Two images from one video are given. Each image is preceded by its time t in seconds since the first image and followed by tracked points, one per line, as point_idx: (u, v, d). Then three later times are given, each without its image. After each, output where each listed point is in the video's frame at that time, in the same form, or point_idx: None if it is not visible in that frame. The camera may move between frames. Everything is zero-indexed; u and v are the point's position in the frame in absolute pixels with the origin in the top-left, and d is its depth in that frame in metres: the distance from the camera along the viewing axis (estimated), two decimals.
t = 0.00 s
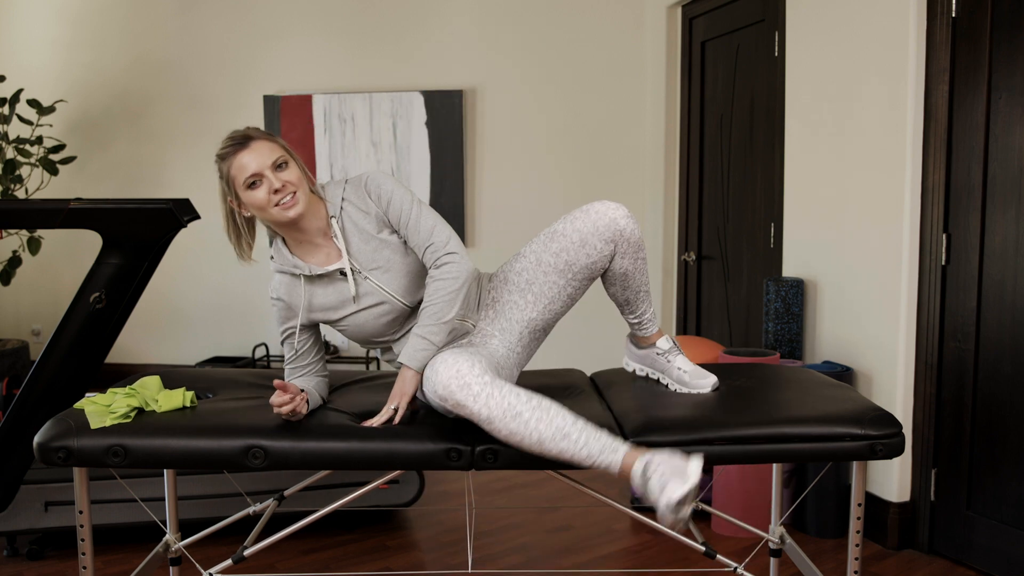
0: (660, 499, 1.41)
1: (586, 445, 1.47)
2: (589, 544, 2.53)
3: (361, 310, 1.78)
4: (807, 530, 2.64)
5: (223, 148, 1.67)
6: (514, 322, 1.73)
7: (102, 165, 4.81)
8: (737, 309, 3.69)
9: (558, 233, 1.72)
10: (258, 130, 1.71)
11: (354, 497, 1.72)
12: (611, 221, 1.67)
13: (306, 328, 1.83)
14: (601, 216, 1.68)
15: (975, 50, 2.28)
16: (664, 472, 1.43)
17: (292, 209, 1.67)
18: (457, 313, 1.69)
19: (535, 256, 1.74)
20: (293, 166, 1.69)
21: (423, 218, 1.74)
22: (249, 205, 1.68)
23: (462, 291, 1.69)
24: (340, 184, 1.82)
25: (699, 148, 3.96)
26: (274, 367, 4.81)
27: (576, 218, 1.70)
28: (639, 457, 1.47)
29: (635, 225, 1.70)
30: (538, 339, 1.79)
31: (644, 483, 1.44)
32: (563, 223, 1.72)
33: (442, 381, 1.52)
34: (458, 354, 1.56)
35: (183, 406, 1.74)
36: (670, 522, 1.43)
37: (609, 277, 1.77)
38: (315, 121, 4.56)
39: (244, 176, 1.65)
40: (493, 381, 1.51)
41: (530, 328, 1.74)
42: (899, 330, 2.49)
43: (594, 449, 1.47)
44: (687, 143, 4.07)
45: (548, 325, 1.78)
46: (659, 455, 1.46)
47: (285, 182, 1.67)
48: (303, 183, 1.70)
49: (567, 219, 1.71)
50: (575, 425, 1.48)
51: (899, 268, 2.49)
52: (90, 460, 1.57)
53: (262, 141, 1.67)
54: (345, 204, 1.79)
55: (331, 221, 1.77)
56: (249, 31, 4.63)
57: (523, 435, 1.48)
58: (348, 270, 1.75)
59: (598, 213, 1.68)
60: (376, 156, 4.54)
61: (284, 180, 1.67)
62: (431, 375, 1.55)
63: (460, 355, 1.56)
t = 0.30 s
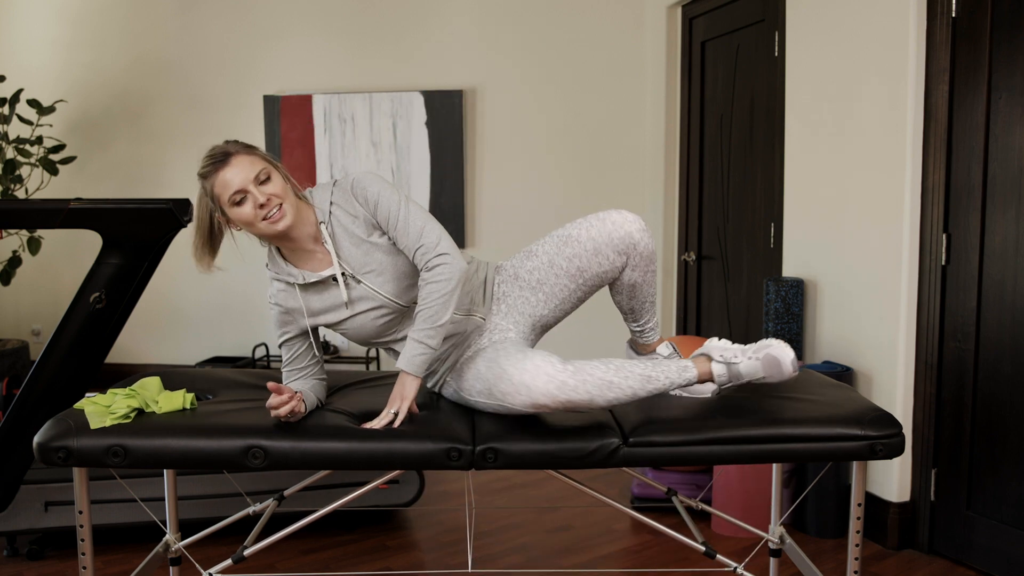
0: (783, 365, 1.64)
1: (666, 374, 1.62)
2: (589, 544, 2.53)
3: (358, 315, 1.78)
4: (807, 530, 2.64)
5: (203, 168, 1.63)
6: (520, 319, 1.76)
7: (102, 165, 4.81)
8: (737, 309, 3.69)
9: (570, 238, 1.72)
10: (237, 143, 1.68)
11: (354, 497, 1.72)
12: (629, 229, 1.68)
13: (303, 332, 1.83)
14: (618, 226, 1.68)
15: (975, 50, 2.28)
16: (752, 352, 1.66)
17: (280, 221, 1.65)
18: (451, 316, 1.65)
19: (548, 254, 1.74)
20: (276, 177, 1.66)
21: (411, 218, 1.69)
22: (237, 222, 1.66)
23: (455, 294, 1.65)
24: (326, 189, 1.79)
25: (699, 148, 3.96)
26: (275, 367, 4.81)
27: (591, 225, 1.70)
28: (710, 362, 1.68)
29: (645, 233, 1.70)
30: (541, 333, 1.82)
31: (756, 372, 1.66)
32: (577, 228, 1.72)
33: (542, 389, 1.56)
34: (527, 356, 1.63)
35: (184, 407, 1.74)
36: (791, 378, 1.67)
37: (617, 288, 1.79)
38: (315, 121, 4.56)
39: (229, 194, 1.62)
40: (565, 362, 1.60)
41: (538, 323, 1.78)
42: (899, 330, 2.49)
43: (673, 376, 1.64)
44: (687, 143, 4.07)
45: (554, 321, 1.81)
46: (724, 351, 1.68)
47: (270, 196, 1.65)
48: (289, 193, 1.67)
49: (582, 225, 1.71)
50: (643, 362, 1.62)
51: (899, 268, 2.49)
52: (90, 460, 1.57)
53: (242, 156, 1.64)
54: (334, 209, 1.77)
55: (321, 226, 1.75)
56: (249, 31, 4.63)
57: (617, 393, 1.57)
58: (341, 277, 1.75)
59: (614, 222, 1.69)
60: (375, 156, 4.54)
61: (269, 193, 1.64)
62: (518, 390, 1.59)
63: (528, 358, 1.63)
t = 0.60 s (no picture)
0: (818, 358, 1.76)
1: (716, 377, 1.75)
2: (589, 544, 2.53)
3: (360, 322, 1.78)
4: (807, 530, 2.64)
5: (220, 168, 1.65)
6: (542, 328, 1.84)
7: (102, 165, 4.81)
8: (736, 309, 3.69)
9: (584, 286, 1.72)
10: (257, 144, 1.67)
11: (354, 497, 1.72)
12: (643, 281, 1.68)
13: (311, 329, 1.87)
14: (631, 283, 1.67)
15: (975, 50, 2.28)
16: (788, 348, 1.79)
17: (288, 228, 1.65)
18: (461, 326, 1.64)
19: (562, 289, 1.76)
20: (289, 183, 1.65)
21: (425, 228, 1.65)
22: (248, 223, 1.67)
23: (466, 305, 1.62)
24: (340, 198, 1.76)
25: (699, 148, 3.96)
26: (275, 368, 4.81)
27: (603, 277, 1.70)
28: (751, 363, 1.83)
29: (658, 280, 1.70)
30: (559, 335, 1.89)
31: (795, 364, 1.78)
32: (589, 274, 1.71)
33: (620, 415, 1.58)
34: (595, 380, 1.63)
35: (184, 407, 1.74)
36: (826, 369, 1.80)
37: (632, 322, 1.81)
38: (315, 121, 4.56)
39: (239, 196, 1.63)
40: (633, 383, 1.63)
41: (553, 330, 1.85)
42: (899, 330, 2.49)
43: (722, 378, 1.76)
44: (687, 143, 4.07)
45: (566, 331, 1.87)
46: (761, 350, 1.82)
47: (280, 202, 1.64)
48: (300, 200, 1.66)
49: (596, 274, 1.71)
50: (692, 373, 1.71)
51: (899, 268, 2.49)
52: (90, 460, 1.57)
53: (255, 159, 1.63)
54: (347, 218, 1.74)
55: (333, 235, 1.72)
56: (249, 31, 4.63)
57: (677, 407, 1.66)
58: (344, 286, 1.75)
59: (626, 279, 1.68)
60: (375, 156, 4.54)
61: (277, 199, 1.63)
62: (594, 416, 1.59)
63: (597, 381, 1.63)
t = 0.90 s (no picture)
0: (810, 378, 1.73)
1: (710, 390, 1.74)
2: (589, 544, 2.53)
3: (371, 326, 1.80)
4: (807, 530, 2.64)
5: (264, 148, 1.72)
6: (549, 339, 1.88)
7: (102, 165, 4.81)
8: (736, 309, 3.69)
9: (577, 335, 1.73)
10: (304, 137, 1.74)
11: (354, 497, 1.72)
12: (628, 339, 1.64)
13: (322, 324, 1.89)
14: (617, 345, 1.65)
15: (975, 50, 2.28)
16: (779, 366, 1.75)
17: (309, 220, 1.69)
18: (472, 327, 1.64)
19: (559, 321, 1.76)
20: (323, 179, 1.71)
21: (450, 236, 1.67)
22: (276, 208, 1.72)
23: (482, 308, 1.63)
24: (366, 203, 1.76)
25: (699, 148, 3.96)
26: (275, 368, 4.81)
27: (591, 334, 1.68)
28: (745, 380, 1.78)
29: (649, 329, 1.65)
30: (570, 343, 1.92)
31: (785, 383, 1.74)
32: (580, 326, 1.70)
33: (612, 417, 1.57)
34: (587, 383, 1.62)
35: (183, 407, 1.74)
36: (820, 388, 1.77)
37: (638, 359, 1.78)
38: (315, 121, 4.56)
39: (275, 179, 1.69)
40: (626, 387, 1.62)
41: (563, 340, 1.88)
42: (899, 330, 2.49)
43: (714, 393, 1.75)
44: (687, 143, 4.07)
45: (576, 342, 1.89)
46: (752, 367, 1.78)
47: (310, 193, 1.69)
48: (331, 197, 1.71)
49: (585, 328, 1.69)
50: (685, 382, 1.72)
51: (899, 268, 2.49)
52: (90, 460, 1.57)
53: (298, 150, 1.70)
54: (367, 225, 1.74)
55: (351, 238, 1.75)
56: (249, 31, 4.63)
57: (672, 413, 1.65)
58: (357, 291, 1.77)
59: (612, 341, 1.65)
60: (376, 156, 4.54)
61: (308, 190, 1.69)
62: (586, 419, 1.59)
63: (589, 385, 1.62)
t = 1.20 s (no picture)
0: (807, 378, 1.74)
1: (703, 390, 1.73)
2: (589, 544, 2.53)
3: (379, 320, 1.82)
4: (807, 530, 2.64)
5: (285, 136, 1.76)
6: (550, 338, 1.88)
7: (102, 165, 4.81)
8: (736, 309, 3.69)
9: (587, 331, 1.74)
10: (325, 130, 1.78)
11: (354, 496, 1.72)
12: (636, 331, 1.66)
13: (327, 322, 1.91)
14: (628, 339, 1.67)
15: (975, 50, 2.28)
16: (776, 367, 1.75)
17: (322, 209, 1.72)
18: (438, 352, 1.64)
19: (566, 319, 1.78)
20: (340, 171, 1.74)
21: (437, 247, 1.68)
22: (291, 195, 1.75)
23: (447, 333, 1.63)
24: (378, 199, 1.80)
25: (699, 148, 3.96)
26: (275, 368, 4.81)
27: (602, 329, 1.70)
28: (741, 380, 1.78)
29: (659, 320, 1.66)
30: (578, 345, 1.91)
31: (781, 385, 1.74)
32: (591, 323, 1.72)
33: (599, 409, 1.59)
34: (577, 373, 1.65)
35: (183, 406, 1.74)
36: (815, 388, 1.78)
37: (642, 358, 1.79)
38: (315, 121, 4.56)
39: (292, 166, 1.72)
40: (615, 378, 1.64)
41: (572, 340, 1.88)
42: (899, 330, 2.49)
43: (708, 393, 1.74)
44: (687, 143, 4.07)
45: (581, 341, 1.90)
46: (749, 368, 1.78)
47: (326, 182, 1.72)
48: (345, 189, 1.75)
49: (595, 323, 1.71)
50: (678, 380, 1.71)
51: (899, 268, 2.49)
52: (90, 460, 1.57)
53: (319, 140, 1.74)
54: (376, 221, 1.78)
55: (360, 233, 1.78)
56: (249, 31, 4.63)
57: (663, 409, 1.65)
58: (364, 285, 1.80)
59: (622, 336, 1.68)
60: (375, 156, 4.54)
61: (324, 179, 1.72)
62: (574, 408, 1.60)
63: (578, 375, 1.64)
